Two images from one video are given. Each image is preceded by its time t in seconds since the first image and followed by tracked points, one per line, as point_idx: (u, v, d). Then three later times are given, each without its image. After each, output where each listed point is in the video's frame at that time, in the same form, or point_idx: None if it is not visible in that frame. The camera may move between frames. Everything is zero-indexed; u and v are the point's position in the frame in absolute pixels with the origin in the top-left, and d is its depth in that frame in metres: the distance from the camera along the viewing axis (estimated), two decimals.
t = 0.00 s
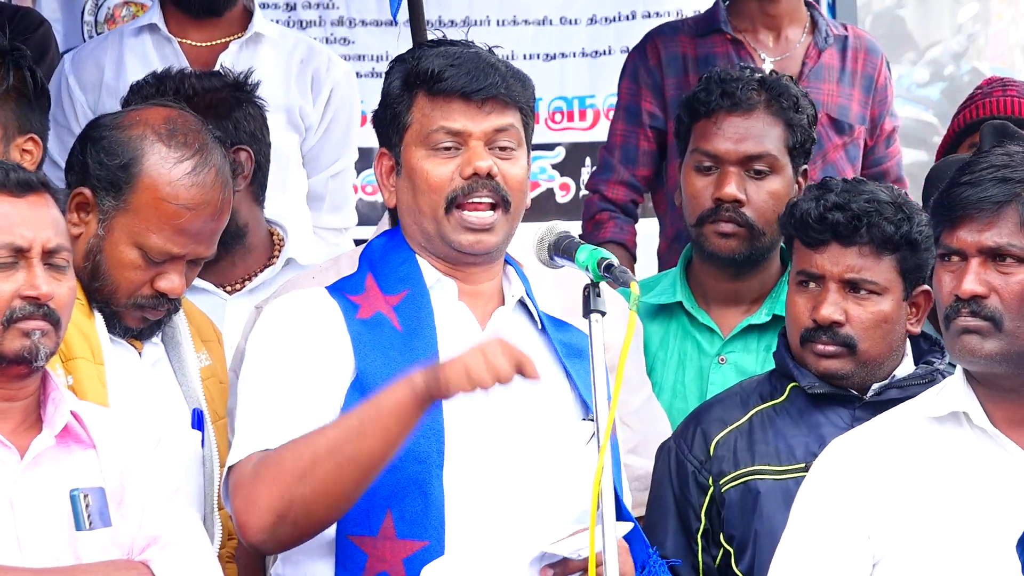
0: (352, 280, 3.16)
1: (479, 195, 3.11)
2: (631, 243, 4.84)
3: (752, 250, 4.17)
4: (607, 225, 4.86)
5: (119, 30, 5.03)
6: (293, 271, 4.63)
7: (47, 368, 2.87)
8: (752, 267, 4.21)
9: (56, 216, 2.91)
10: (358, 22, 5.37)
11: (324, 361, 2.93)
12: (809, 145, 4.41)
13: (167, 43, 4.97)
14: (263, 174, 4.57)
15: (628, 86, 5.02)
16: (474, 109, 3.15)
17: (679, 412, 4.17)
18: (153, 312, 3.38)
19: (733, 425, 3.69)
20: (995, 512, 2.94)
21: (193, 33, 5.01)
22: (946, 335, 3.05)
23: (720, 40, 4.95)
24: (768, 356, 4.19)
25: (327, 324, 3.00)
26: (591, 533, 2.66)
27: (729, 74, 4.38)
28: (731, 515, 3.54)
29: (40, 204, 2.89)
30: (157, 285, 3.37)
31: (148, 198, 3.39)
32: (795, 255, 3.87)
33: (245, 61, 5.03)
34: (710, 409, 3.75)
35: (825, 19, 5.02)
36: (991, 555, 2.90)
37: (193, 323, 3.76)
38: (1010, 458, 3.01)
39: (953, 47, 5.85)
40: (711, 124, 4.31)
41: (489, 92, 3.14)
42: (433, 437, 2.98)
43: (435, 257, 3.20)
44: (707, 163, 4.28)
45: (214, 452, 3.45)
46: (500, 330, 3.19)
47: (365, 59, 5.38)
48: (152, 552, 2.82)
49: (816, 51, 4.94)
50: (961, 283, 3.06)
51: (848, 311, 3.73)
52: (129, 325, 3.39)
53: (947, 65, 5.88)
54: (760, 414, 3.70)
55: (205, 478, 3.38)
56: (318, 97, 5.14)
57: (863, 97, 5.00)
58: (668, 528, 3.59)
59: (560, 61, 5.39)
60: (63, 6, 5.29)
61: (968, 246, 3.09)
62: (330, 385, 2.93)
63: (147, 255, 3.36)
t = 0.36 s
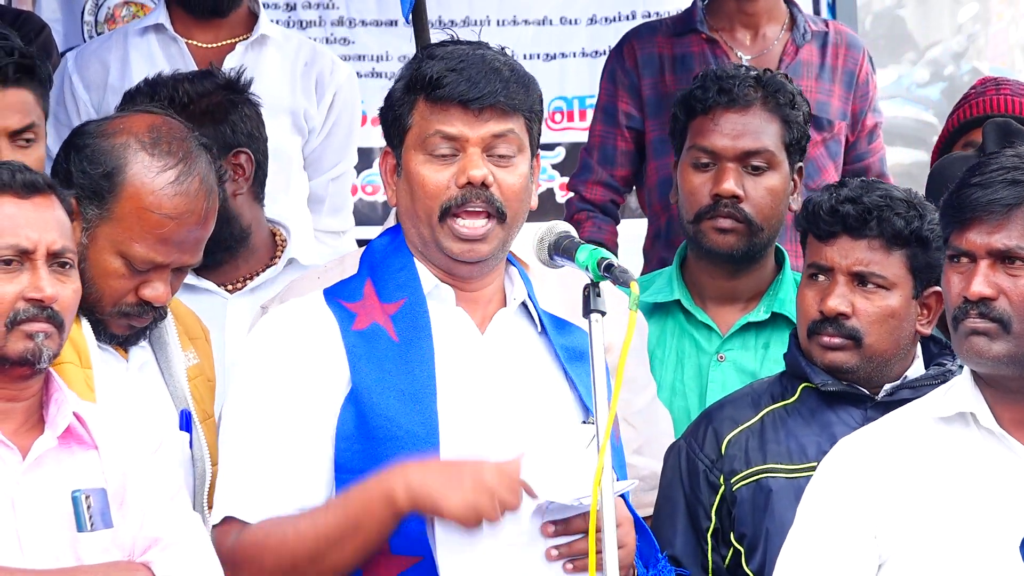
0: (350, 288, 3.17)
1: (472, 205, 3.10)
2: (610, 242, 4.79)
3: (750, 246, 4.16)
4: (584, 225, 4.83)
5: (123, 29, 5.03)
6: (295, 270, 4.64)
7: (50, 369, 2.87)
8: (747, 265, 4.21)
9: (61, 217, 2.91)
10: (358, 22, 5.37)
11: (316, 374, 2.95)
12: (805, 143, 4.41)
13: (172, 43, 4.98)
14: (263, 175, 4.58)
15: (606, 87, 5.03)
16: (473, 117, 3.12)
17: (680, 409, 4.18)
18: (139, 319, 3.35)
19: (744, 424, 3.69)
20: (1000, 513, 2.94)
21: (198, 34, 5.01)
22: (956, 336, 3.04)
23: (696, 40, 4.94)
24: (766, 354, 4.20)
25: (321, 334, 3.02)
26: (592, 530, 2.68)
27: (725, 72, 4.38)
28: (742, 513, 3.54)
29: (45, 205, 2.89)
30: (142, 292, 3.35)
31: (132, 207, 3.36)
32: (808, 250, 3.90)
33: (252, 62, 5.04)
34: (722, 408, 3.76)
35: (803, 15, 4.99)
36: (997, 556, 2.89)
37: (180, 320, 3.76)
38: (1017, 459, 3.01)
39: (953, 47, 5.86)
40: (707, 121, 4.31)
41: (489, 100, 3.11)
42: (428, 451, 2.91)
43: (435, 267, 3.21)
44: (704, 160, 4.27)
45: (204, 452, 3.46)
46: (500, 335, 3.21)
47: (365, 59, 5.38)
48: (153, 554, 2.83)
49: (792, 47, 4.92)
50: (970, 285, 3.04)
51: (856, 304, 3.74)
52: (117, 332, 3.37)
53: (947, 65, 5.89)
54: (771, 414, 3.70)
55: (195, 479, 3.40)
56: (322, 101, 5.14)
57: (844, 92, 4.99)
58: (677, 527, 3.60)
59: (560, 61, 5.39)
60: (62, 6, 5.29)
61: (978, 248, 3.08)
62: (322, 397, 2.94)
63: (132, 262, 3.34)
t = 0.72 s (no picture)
0: (353, 291, 3.16)
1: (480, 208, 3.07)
2: (613, 245, 4.83)
3: (750, 244, 4.17)
4: (587, 229, 4.87)
5: (122, 30, 5.04)
6: (292, 272, 4.65)
7: (50, 370, 2.87)
8: (747, 262, 4.21)
9: (63, 219, 2.91)
10: (358, 22, 5.37)
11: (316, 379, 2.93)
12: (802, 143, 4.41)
13: (170, 43, 4.98)
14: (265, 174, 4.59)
15: (606, 91, 5.05)
16: (480, 118, 3.12)
17: (682, 411, 4.20)
18: (150, 306, 3.36)
19: (740, 427, 3.69)
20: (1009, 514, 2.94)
21: (195, 34, 5.03)
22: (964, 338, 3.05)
23: (692, 43, 4.95)
24: (765, 353, 4.21)
25: (322, 339, 3.01)
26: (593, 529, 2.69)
27: (724, 71, 4.38)
28: (739, 517, 3.54)
29: (47, 208, 2.89)
30: (150, 278, 3.36)
31: (135, 189, 3.41)
32: (802, 252, 3.87)
33: (248, 62, 5.04)
34: (716, 413, 3.75)
35: (802, 15, 4.98)
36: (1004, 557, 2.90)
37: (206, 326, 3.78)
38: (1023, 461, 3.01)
39: (953, 47, 5.87)
40: (707, 119, 4.31)
41: (496, 103, 3.12)
42: (424, 461, 2.92)
43: (439, 267, 3.19)
44: (704, 158, 4.27)
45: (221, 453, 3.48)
46: (504, 342, 3.19)
47: (365, 59, 5.38)
48: (153, 554, 2.82)
49: (790, 49, 4.92)
50: (978, 287, 3.06)
51: (855, 305, 3.74)
52: (129, 320, 3.38)
53: (947, 65, 5.89)
54: (766, 417, 3.70)
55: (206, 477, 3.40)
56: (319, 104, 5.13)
57: (844, 93, 4.97)
58: (674, 532, 3.60)
59: (560, 61, 5.39)
60: (62, 7, 5.28)
61: (987, 249, 3.08)
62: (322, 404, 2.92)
63: (141, 248, 3.37)
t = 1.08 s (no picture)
0: (359, 286, 3.13)
1: (498, 204, 3.06)
2: (616, 246, 4.81)
3: (749, 244, 4.17)
4: (590, 230, 4.87)
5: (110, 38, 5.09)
6: (290, 271, 4.67)
7: (51, 371, 2.87)
8: (745, 262, 4.21)
9: (66, 220, 2.91)
10: (359, 22, 5.37)
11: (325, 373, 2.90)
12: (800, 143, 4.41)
13: (153, 45, 5.00)
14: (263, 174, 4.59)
15: (608, 94, 5.07)
16: (498, 115, 3.11)
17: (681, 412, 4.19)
18: (150, 263, 3.44)
19: (734, 430, 3.68)
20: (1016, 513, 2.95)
21: (177, 32, 5.03)
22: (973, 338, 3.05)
23: (693, 43, 4.95)
24: (763, 354, 4.20)
25: (330, 334, 2.97)
26: (592, 533, 2.68)
27: (722, 71, 4.37)
28: (734, 520, 3.54)
29: (50, 209, 2.89)
30: (148, 234, 3.44)
31: (121, 146, 3.52)
32: (793, 254, 3.87)
33: (227, 60, 5.04)
34: (711, 414, 3.74)
35: (802, 15, 4.98)
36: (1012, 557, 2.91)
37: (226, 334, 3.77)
38: None
39: (953, 47, 5.88)
40: (706, 120, 4.31)
41: (516, 98, 3.11)
42: (435, 454, 2.91)
43: (448, 265, 3.16)
44: (703, 158, 4.27)
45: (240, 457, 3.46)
46: (509, 338, 3.18)
47: (365, 59, 5.38)
48: (155, 555, 2.79)
49: (790, 47, 4.92)
50: (988, 287, 3.05)
51: (849, 307, 3.74)
52: (135, 288, 3.42)
53: (947, 65, 5.90)
54: (760, 419, 3.70)
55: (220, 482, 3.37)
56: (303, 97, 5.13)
57: (845, 92, 4.97)
58: (670, 532, 3.61)
59: (560, 61, 5.39)
60: (62, 6, 5.28)
61: (998, 250, 3.08)
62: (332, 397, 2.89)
63: (134, 205, 3.46)
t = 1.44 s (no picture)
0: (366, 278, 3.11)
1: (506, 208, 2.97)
2: (616, 246, 4.83)
3: (736, 241, 4.17)
4: (590, 229, 4.87)
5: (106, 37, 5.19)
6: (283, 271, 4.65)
7: (54, 370, 2.87)
8: (734, 259, 4.21)
9: (71, 219, 2.91)
10: (358, 22, 5.33)
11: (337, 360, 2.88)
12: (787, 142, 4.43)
13: (146, 44, 5.10)
14: (251, 175, 4.55)
15: (609, 92, 5.06)
16: (511, 119, 3.05)
17: (670, 411, 4.17)
18: (146, 238, 3.42)
19: (733, 431, 3.68)
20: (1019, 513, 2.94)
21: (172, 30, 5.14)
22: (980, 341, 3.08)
23: (695, 43, 4.97)
24: (752, 351, 4.20)
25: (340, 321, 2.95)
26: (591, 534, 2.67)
27: (708, 70, 4.39)
28: (734, 521, 3.54)
29: (54, 209, 2.89)
30: (141, 210, 3.42)
31: (102, 125, 3.50)
32: (789, 256, 3.89)
33: (217, 55, 5.11)
34: (709, 416, 3.75)
35: (803, 17, 5.00)
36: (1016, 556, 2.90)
37: (218, 335, 3.71)
38: None
39: (953, 47, 5.89)
40: (692, 117, 4.33)
41: (529, 103, 3.05)
42: (442, 444, 2.91)
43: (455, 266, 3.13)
44: (689, 156, 4.28)
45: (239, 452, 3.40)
46: (512, 334, 3.18)
47: (365, 59, 5.35)
48: (158, 554, 2.80)
49: (792, 49, 4.93)
50: (995, 291, 3.09)
51: (847, 308, 3.74)
52: (136, 268, 3.39)
53: (947, 65, 5.91)
54: (760, 421, 3.69)
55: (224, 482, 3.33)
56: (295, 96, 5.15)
57: (846, 93, 4.98)
58: (669, 534, 3.61)
59: (560, 61, 5.40)
60: (62, 7, 5.29)
61: (1007, 254, 3.12)
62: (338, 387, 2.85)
63: (124, 183, 3.45)
